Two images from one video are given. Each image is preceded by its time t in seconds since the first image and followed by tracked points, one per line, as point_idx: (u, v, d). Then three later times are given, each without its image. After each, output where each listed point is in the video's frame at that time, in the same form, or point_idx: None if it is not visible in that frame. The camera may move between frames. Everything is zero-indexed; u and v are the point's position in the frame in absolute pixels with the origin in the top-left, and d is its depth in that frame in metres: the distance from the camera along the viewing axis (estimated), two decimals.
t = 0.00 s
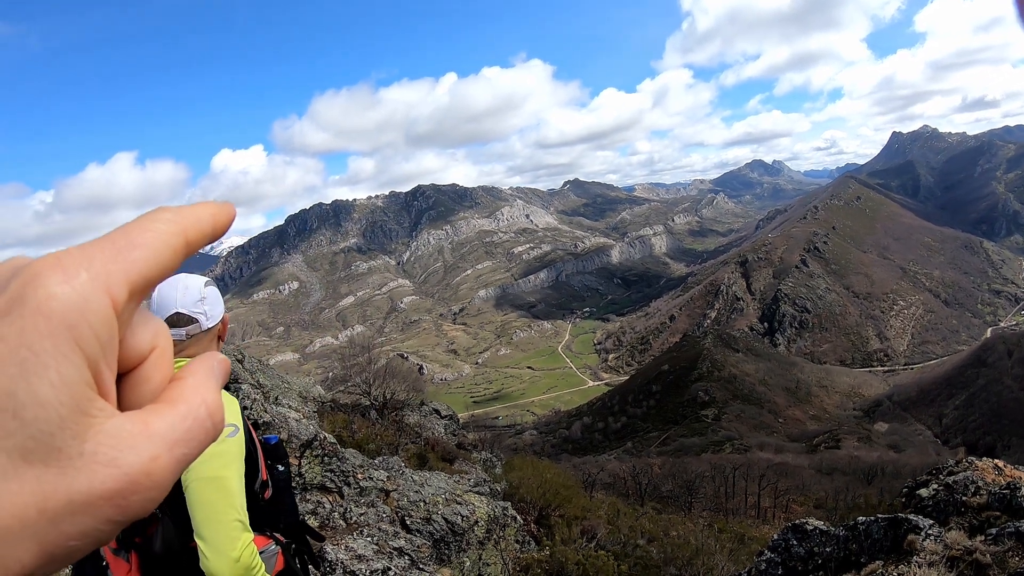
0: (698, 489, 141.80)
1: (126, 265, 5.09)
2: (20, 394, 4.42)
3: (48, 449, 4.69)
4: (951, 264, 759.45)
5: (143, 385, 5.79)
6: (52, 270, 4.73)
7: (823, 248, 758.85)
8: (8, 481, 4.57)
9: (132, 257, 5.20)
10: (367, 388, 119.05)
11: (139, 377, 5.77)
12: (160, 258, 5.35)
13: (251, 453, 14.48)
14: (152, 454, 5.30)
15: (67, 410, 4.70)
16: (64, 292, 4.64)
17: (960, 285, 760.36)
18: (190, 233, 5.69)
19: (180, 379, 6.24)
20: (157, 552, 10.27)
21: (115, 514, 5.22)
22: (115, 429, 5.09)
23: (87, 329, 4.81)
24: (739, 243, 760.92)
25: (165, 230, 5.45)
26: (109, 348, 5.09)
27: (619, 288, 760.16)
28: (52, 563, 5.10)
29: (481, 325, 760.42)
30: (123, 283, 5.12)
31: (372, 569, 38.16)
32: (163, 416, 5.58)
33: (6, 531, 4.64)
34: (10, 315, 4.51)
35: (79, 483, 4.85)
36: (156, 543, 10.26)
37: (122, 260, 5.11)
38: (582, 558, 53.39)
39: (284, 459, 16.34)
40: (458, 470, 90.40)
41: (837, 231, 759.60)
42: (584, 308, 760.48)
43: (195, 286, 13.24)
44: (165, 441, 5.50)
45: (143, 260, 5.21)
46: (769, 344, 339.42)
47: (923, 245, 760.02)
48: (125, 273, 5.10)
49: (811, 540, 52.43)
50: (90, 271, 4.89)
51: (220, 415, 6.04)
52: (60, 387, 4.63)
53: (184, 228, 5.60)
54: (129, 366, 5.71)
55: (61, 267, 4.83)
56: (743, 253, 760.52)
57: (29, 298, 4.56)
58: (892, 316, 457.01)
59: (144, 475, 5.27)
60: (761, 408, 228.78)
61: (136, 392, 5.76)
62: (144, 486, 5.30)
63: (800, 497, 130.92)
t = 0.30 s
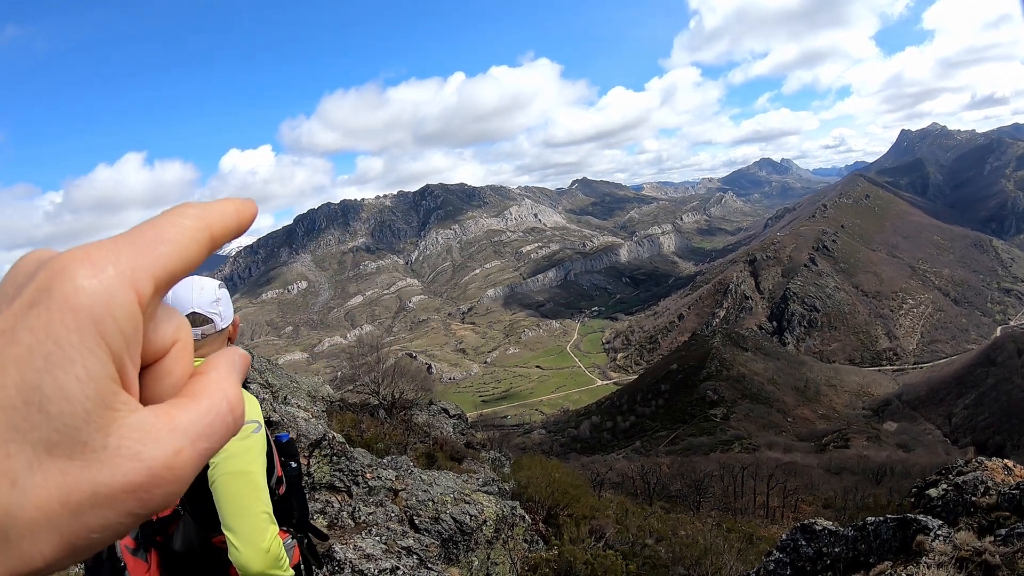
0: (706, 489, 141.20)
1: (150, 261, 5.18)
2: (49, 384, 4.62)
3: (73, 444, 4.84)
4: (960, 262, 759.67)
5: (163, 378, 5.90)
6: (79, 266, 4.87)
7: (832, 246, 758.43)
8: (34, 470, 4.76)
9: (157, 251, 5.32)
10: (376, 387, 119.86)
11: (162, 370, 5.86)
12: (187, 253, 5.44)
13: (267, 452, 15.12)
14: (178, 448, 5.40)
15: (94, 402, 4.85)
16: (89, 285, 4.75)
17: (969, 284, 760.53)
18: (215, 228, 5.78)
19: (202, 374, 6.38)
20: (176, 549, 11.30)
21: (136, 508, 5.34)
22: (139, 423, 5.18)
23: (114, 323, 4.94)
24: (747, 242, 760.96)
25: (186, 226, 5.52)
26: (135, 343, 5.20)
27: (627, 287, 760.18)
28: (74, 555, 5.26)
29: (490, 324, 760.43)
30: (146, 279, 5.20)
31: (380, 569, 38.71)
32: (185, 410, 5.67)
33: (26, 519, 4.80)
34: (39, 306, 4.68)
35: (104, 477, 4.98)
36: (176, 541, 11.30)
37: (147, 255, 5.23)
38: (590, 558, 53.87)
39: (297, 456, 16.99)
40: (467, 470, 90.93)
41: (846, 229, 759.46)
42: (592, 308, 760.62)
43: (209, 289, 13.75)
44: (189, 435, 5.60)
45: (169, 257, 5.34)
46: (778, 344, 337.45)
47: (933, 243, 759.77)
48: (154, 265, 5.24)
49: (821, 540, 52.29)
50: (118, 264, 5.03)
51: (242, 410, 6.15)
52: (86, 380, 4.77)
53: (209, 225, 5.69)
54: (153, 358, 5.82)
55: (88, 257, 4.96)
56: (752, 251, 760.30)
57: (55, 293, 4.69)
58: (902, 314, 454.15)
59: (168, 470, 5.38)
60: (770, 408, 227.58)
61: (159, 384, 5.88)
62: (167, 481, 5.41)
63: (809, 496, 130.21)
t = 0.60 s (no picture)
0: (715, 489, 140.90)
1: (197, 252, 5.33)
2: (100, 375, 4.81)
3: (125, 433, 5.04)
4: (968, 260, 759.20)
5: (206, 367, 5.97)
6: (131, 256, 5.02)
7: (840, 245, 757.52)
8: (88, 461, 5.03)
9: (201, 241, 5.45)
10: (384, 387, 120.92)
11: (204, 359, 5.96)
12: (228, 241, 5.47)
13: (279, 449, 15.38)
14: (228, 439, 5.54)
15: (146, 395, 5.01)
16: (143, 276, 4.91)
17: (977, 283, 760.59)
18: (257, 220, 5.88)
19: (246, 362, 6.53)
20: (197, 544, 10.80)
21: (188, 497, 5.52)
22: (190, 412, 5.33)
23: (163, 312, 5.07)
24: (755, 241, 760.68)
25: (230, 215, 5.64)
26: (186, 332, 5.32)
27: (635, 287, 760.37)
28: (123, 543, 5.55)
29: (497, 324, 760.47)
30: (195, 268, 5.31)
31: (389, 569, 39.23)
32: (234, 399, 5.81)
33: (83, 510, 5.08)
34: (93, 295, 4.84)
35: (158, 465, 5.20)
36: (195, 536, 10.77)
37: (195, 243, 5.34)
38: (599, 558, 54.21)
39: (309, 450, 17.58)
40: (475, 470, 91.43)
41: (853, 228, 758.78)
42: (599, 307, 760.38)
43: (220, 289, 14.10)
44: (239, 421, 5.74)
45: (216, 245, 5.46)
46: (786, 343, 336.03)
47: (941, 241, 759.63)
48: (203, 256, 5.34)
49: (829, 540, 52.30)
50: (165, 254, 5.19)
51: (287, 399, 6.26)
52: (139, 368, 4.93)
53: (250, 213, 5.72)
54: (198, 346, 5.93)
55: (138, 248, 5.09)
56: (759, 250, 759.71)
57: (112, 284, 4.88)
58: (910, 313, 450.44)
59: (218, 459, 5.52)
60: (778, 407, 226.58)
61: (202, 374, 5.97)
62: (215, 472, 5.54)
63: (817, 496, 129.71)
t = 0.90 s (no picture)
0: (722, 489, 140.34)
1: (199, 266, 5.36)
2: (108, 388, 4.88)
3: (134, 442, 5.13)
4: (975, 259, 760.19)
5: (206, 380, 5.99)
6: (136, 272, 5.08)
7: (847, 245, 756.62)
8: (98, 470, 5.09)
9: (201, 256, 5.48)
10: (391, 388, 121.52)
11: (205, 372, 5.99)
12: (227, 259, 5.53)
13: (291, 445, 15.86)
14: (229, 448, 5.55)
15: (150, 407, 5.07)
16: (149, 293, 4.98)
17: (985, 281, 760.66)
18: (255, 236, 5.90)
19: (248, 373, 6.53)
20: (216, 540, 11.47)
21: (192, 503, 5.57)
22: (192, 424, 5.36)
23: (171, 328, 5.16)
24: (762, 241, 760.77)
25: (230, 231, 5.67)
26: (187, 347, 5.35)
27: (642, 287, 760.42)
28: (134, 550, 5.56)
29: (505, 325, 760.55)
30: (196, 282, 5.34)
31: (397, 569, 39.73)
32: (236, 410, 5.85)
33: (93, 517, 5.14)
34: (96, 313, 4.89)
35: (161, 474, 5.24)
36: (214, 533, 11.45)
37: (194, 261, 5.39)
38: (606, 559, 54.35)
39: (322, 447, 18.02)
40: (482, 470, 91.83)
41: (861, 228, 758.34)
42: (606, 308, 760.00)
43: (231, 292, 14.65)
44: (241, 431, 5.77)
45: (216, 260, 5.48)
46: (794, 343, 334.51)
47: (948, 240, 760.00)
48: (206, 269, 5.41)
49: (836, 540, 52.23)
50: (169, 269, 5.23)
51: (289, 410, 6.28)
52: (144, 382, 5.00)
53: (249, 233, 5.80)
54: (200, 359, 5.98)
55: (141, 265, 5.16)
56: (767, 250, 758.85)
57: (114, 300, 4.92)
58: (918, 312, 447.36)
59: (220, 468, 5.55)
60: (785, 407, 225.63)
61: (204, 387, 6.05)
62: (221, 478, 5.61)
63: (824, 496, 129.33)
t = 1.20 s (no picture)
0: (728, 490, 139.97)
1: (212, 259, 5.46)
2: (123, 380, 4.92)
3: (150, 437, 5.16)
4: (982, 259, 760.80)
5: (222, 374, 6.04)
6: (153, 268, 5.20)
7: (854, 245, 756.50)
8: (112, 466, 5.09)
9: (214, 252, 5.59)
10: (398, 387, 122.02)
11: (219, 366, 6.01)
12: (245, 252, 5.66)
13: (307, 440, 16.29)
14: (244, 442, 5.52)
15: (164, 400, 5.10)
16: (166, 286, 5.12)
17: (992, 281, 760.33)
18: (270, 231, 6.00)
19: (260, 368, 6.57)
20: (230, 534, 12.13)
21: (206, 500, 5.56)
22: (206, 419, 5.38)
23: (185, 320, 5.25)
24: (769, 241, 760.98)
25: (247, 227, 5.83)
26: (199, 340, 5.42)
27: (648, 287, 760.38)
28: (148, 547, 5.51)
29: (511, 325, 760.41)
30: (209, 277, 5.42)
31: (403, 568, 40.18)
32: (249, 403, 5.86)
33: (103, 513, 5.08)
34: (114, 305, 5.02)
35: (175, 472, 5.25)
36: (229, 527, 12.11)
37: (212, 254, 5.49)
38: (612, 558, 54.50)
39: (335, 443, 18.54)
40: (489, 470, 92.38)
41: (868, 228, 758.31)
42: (613, 308, 759.81)
43: (246, 289, 15.16)
44: (256, 425, 5.81)
45: (233, 255, 5.62)
46: (801, 343, 333.32)
47: (955, 241, 760.69)
48: (222, 264, 5.53)
49: (843, 541, 52.13)
50: (185, 263, 5.30)
51: (302, 407, 6.31)
52: (160, 376, 5.08)
53: (264, 228, 5.94)
54: (215, 352, 6.06)
55: (157, 259, 5.31)
56: (774, 250, 758.60)
57: (133, 292, 5.06)
58: (925, 312, 446.37)
59: (234, 465, 5.51)
60: (792, 408, 224.82)
61: (217, 382, 6.04)
62: (233, 475, 5.59)
63: (831, 497, 128.88)
